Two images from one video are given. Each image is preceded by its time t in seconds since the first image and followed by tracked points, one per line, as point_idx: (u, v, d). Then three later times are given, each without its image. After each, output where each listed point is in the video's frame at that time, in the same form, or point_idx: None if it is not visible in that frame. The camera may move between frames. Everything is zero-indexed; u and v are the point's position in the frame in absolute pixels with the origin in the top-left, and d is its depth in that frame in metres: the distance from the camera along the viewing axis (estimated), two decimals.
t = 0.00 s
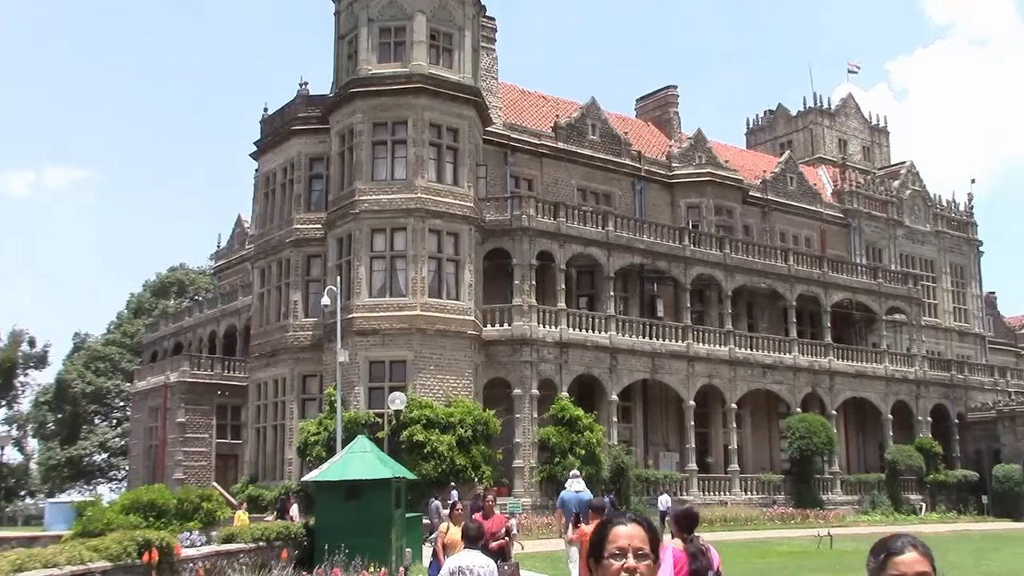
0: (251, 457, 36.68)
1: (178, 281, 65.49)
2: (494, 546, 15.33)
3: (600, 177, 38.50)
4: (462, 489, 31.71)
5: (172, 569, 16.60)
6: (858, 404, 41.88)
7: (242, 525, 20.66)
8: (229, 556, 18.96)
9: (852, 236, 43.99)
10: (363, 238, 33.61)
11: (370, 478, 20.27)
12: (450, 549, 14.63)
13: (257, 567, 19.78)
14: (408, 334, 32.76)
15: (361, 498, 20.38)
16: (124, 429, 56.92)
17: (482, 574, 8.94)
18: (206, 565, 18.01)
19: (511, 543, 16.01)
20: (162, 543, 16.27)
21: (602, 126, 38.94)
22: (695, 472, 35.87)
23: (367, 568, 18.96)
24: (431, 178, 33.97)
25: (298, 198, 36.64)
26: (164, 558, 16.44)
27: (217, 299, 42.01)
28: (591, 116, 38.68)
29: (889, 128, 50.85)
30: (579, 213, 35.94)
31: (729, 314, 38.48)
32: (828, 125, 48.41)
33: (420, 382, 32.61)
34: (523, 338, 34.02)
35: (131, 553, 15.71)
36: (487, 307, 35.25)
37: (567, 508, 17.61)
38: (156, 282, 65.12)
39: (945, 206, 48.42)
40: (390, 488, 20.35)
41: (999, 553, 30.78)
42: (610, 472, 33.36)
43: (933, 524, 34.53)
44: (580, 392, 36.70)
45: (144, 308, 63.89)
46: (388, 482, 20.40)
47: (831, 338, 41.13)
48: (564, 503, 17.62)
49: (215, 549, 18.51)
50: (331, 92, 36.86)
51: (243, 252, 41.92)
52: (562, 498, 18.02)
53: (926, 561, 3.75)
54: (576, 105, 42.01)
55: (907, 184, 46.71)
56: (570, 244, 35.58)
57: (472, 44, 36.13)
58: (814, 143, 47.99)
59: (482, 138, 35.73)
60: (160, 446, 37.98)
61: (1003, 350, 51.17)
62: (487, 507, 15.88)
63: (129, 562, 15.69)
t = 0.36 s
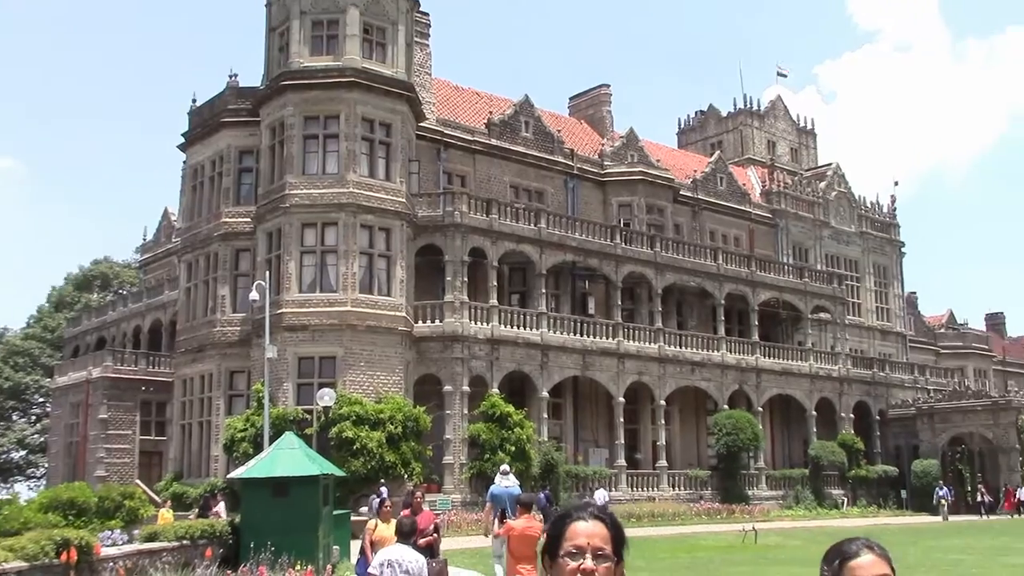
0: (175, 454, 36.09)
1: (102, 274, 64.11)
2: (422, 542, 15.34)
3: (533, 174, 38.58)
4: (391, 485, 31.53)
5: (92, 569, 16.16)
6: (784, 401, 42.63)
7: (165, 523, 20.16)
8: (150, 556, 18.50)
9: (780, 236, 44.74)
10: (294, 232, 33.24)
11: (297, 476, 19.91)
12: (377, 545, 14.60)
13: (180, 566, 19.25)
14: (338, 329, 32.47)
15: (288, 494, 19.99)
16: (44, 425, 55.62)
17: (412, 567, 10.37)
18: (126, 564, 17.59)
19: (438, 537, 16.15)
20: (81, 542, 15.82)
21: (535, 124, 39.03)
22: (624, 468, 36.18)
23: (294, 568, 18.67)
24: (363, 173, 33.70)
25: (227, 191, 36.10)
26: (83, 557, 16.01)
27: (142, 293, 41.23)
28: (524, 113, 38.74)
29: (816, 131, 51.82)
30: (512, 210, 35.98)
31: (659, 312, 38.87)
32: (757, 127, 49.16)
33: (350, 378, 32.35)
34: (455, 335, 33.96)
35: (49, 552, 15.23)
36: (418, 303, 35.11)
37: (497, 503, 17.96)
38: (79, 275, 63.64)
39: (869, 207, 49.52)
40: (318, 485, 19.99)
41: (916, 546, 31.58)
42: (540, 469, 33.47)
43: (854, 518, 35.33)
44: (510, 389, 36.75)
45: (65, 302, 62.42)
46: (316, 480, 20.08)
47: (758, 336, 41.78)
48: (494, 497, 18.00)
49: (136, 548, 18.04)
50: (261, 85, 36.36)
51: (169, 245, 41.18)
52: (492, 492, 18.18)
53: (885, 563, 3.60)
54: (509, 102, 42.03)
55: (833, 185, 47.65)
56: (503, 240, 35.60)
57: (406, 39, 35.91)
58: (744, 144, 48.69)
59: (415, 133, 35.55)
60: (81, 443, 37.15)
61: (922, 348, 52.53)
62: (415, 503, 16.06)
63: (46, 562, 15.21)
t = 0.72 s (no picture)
0: (105, 450, 35.43)
1: (30, 266, 62.68)
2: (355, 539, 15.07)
3: (472, 169, 38.52)
4: (327, 481, 31.27)
5: (15, 568, 15.67)
6: (718, 397, 43.18)
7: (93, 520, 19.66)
8: (78, 553, 17.96)
9: (716, 234, 45.28)
10: (229, 225, 32.76)
11: (229, 472, 18.98)
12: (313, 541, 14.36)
13: (109, 563, 18.68)
14: (274, 324, 32.10)
15: (221, 491, 19.12)
16: None
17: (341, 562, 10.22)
18: (51, 562, 17.04)
19: (373, 531, 15.57)
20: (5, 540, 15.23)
21: (474, 119, 38.97)
22: (561, 464, 36.35)
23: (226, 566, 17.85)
24: (301, 166, 33.34)
25: (160, 182, 35.48)
26: (6, 556, 15.52)
27: (71, 286, 40.39)
28: (464, 108, 38.64)
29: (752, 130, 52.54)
30: (451, 205, 35.89)
31: (597, 308, 39.11)
32: (694, 126, 49.68)
33: (285, 373, 32.01)
34: (392, 330, 33.79)
35: None
36: (355, 298, 34.86)
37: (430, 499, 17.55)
38: (5, 267, 62.15)
39: (803, 207, 50.36)
40: (251, 483, 19.06)
41: (844, 539, 32.22)
42: (476, 464, 33.47)
43: (785, 512, 35.94)
44: (448, 384, 36.70)
45: None
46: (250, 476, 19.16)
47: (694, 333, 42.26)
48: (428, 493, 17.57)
49: (63, 546, 17.54)
50: (196, 74, 35.78)
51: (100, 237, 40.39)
52: (425, 489, 18.04)
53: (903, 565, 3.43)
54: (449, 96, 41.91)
55: (768, 185, 48.37)
56: (441, 235, 35.51)
57: (345, 31, 35.59)
58: (681, 142, 49.16)
59: (353, 126, 35.26)
60: (7, 439, 36.26)
61: (853, 345, 53.61)
62: (349, 499, 15.56)
63: None
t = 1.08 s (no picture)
0: (49, 457, 34.79)
1: None
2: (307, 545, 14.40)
3: (425, 173, 38.43)
4: (277, 488, 30.98)
5: None
6: (670, 401, 43.46)
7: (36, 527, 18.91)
8: (20, 563, 17.24)
9: (668, 240, 45.62)
10: (177, 228, 32.36)
11: (177, 478, 18.41)
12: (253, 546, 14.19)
13: (51, 573, 18.10)
14: (224, 328, 31.74)
15: (168, 497, 18.53)
16: None
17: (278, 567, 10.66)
18: None
19: (324, 538, 14.78)
20: None
21: (427, 123, 38.89)
22: (513, 469, 36.36)
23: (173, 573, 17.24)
24: (251, 169, 33.05)
25: (107, 184, 34.96)
26: None
27: (15, 290, 39.66)
28: (417, 112, 38.55)
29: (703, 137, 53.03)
30: (403, 210, 35.77)
31: (549, 313, 39.20)
32: (647, 132, 50.03)
33: (235, 378, 31.66)
34: (344, 335, 33.58)
35: None
36: (306, 302, 34.59)
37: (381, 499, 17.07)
38: None
39: (753, 213, 50.91)
40: (201, 489, 18.51)
41: (793, 542, 32.59)
42: (428, 469, 33.35)
43: (735, 516, 36.27)
44: (400, 389, 36.54)
45: None
46: (198, 482, 18.59)
47: (646, 338, 42.52)
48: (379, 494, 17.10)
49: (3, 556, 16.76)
50: (145, 76, 35.32)
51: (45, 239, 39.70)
52: (368, 494, 18.13)
53: None
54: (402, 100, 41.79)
55: (719, 191, 48.84)
56: (393, 240, 35.38)
57: (297, 34, 35.35)
58: (634, 149, 49.46)
59: (305, 129, 35.01)
60: None
61: (802, 350, 54.28)
62: (299, 505, 14.86)
63: None
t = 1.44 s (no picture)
0: None
1: None
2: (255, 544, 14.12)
3: (378, 171, 38.25)
4: (226, 487, 30.65)
5: None
6: (622, 401, 43.71)
7: None
8: None
9: (621, 240, 45.87)
10: (126, 223, 31.87)
11: (123, 476, 17.93)
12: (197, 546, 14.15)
13: None
14: (173, 325, 31.34)
15: (113, 496, 18.06)
16: None
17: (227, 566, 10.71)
18: None
19: (272, 537, 14.52)
20: None
21: (381, 121, 38.72)
22: (465, 467, 36.32)
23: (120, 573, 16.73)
24: (202, 165, 32.65)
25: (54, 178, 34.35)
26: None
27: None
28: (371, 109, 38.37)
29: (657, 138, 53.39)
30: (357, 207, 35.59)
31: (502, 312, 39.22)
32: (601, 133, 50.25)
33: (184, 375, 31.27)
34: (295, 332, 33.31)
35: None
36: (257, 300, 34.27)
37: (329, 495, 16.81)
38: None
39: (705, 214, 51.36)
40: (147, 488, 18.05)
41: (741, 541, 32.93)
42: (379, 468, 33.19)
43: (685, 514, 36.59)
44: (351, 388, 36.35)
45: None
46: (146, 481, 18.14)
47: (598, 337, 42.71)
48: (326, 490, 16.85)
49: None
50: (94, 68, 34.76)
51: None
52: (316, 494, 17.85)
53: None
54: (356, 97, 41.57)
55: (672, 192, 49.21)
56: (346, 237, 35.18)
57: (250, 28, 35.01)
58: (588, 149, 49.66)
59: (257, 125, 34.67)
60: None
61: (751, 351, 54.87)
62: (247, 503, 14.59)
63: None
